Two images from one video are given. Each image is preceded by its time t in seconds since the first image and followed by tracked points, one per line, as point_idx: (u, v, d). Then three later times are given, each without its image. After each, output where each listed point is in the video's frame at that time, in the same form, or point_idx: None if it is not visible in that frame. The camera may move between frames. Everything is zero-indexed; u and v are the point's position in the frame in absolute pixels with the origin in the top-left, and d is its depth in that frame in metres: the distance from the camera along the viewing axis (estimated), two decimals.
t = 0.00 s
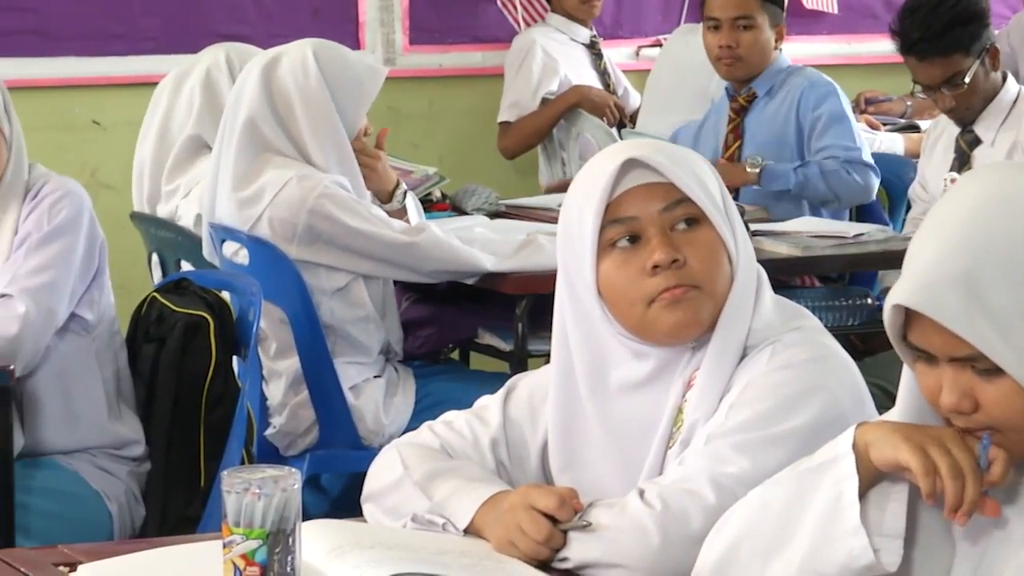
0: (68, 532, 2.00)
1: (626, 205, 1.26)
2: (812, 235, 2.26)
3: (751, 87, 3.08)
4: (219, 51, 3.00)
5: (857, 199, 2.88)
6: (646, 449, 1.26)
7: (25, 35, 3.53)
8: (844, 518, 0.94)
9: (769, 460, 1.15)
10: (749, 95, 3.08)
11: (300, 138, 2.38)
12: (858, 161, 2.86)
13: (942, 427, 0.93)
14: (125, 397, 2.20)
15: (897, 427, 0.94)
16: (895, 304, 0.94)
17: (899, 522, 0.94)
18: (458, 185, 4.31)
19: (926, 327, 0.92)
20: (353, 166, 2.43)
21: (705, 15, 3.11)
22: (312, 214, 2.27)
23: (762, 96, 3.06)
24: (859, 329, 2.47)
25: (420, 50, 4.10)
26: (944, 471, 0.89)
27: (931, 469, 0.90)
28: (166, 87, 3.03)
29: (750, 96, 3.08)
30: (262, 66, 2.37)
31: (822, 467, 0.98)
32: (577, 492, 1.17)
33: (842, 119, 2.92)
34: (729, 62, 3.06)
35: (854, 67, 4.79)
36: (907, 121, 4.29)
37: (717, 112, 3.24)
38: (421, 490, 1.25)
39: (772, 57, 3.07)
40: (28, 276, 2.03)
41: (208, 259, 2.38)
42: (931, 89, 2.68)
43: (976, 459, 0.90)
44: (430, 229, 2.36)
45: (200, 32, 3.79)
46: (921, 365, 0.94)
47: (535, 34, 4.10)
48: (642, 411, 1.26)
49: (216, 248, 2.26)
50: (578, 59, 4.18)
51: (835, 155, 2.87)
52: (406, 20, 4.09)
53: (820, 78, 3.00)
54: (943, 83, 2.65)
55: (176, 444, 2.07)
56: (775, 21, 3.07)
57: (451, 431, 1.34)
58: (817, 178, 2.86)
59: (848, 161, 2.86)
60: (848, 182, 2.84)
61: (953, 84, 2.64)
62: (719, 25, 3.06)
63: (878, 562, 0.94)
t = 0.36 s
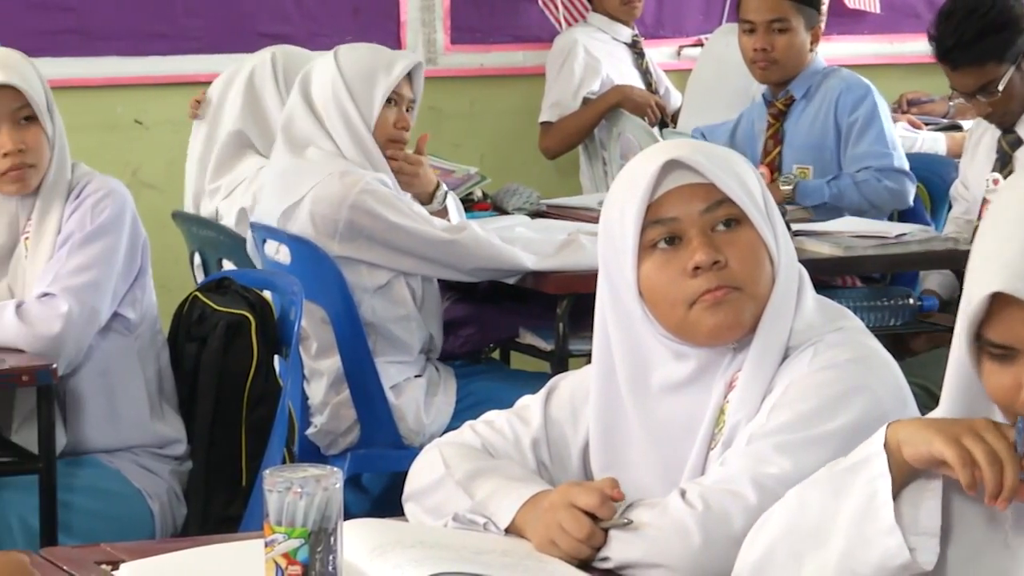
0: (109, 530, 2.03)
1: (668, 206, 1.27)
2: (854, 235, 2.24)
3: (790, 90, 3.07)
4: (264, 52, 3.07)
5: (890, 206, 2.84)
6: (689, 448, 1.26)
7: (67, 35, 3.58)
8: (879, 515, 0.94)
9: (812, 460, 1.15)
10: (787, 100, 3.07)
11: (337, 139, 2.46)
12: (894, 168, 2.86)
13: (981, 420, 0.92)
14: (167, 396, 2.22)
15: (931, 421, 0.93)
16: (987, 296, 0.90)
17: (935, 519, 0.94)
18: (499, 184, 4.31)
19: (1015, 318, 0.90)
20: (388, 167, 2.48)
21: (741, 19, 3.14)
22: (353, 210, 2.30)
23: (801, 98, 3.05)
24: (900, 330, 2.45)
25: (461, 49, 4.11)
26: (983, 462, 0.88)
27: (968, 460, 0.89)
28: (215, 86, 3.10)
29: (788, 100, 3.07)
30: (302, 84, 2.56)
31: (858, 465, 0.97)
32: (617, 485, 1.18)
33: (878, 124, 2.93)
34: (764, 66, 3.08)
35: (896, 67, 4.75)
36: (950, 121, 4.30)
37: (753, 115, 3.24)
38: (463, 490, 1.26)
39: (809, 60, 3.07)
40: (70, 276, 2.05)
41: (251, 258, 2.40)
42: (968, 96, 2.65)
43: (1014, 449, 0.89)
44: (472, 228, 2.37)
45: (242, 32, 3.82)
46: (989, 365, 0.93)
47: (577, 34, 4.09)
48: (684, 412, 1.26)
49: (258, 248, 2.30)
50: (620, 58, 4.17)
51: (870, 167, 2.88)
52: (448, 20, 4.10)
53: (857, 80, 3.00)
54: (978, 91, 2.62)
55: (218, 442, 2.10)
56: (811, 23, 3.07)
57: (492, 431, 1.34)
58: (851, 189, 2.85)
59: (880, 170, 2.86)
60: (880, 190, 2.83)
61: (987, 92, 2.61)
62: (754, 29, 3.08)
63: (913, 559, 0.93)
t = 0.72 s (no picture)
0: (153, 528, 2.05)
1: (712, 206, 1.27)
2: (898, 236, 2.23)
3: (840, 96, 3.07)
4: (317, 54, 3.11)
5: (928, 208, 2.81)
6: (735, 448, 1.26)
7: (113, 35, 3.63)
8: (925, 515, 0.88)
9: (857, 462, 1.14)
10: (836, 105, 3.07)
11: (380, 136, 2.48)
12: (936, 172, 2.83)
13: None
14: (212, 395, 2.25)
15: (975, 430, 0.88)
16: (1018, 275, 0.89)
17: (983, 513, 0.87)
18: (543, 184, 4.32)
19: None
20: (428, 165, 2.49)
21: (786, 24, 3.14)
22: (398, 208, 2.32)
23: (851, 104, 3.05)
24: (945, 330, 2.43)
25: (506, 49, 4.12)
26: (1012, 500, 0.83)
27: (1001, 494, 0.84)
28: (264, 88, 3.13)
29: (837, 105, 3.07)
30: (348, 81, 2.57)
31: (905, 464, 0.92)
32: (658, 476, 1.17)
33: (926, 130, 2.92)
34: (812, 70, 3.06)
35: (942, 67, 4.71)
36: (995, 121, 4.28)
37: (790, 110, 3.23)
38: (507, 489, 1.27)
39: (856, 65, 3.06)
40: (115, 274, 2.08)
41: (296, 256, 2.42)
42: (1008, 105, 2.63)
43: None
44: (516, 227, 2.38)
45: (287, 32, 3.84)
46: None
47: (620, 34, 4.11)
48: (728, 413, 1.26)
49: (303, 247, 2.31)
50: (662, 58, 4.20)
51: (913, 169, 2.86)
52: (492, 20, 4.11)
53: (910, 88, 3.00)
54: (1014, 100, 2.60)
55: (264, 441, 2.12)
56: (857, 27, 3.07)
57: (536, 430, 1.35)
58: (891, 190, 2.84)
59: (923, 172, 2.84)
60: (920, 189, 2.81)
61: None
62: (802, 32, 3.07)
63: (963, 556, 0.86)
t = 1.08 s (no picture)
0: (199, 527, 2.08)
1: (759, 206, 1.27)
2: (946, 236, 2.21)
3: (885, 101, 3.07)
4: (357, 53, 3.21)
5: (959, 202, 2.83)
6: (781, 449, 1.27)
7: (160, 33, 3.68)
8: None
9: (905, 462, 1.14)
10: (881, 108, 3.07)
11: (424, 132, 2.50)
12: (969, 167, 2.84)
13: None
14: (258, 393, 2.28)
15: (990, 493, 0.86)
16: None
17: None
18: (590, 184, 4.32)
19: None
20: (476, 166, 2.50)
21: (828, 26, 3.11)
22: (444, 208, 2.34)
23: (897, 108, 3.05)
24: (993, 331, 2.42)
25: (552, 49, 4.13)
26: None
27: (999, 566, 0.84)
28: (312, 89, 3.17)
29: (882, 108, 3.07)
30: (394, 79, 2.59)
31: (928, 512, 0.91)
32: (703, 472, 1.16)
33: (966, 130, 2.91)
34: (855, 71, 3.04)
35: (991, 67, 4.66)
36: None
37: (827, 109, 3.23)
38: (554, 489, 1.28)
39: (899, 66, 3.03)
40: (163, 274, 2.11)
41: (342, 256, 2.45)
42: None
43: None
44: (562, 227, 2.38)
45: (333, 32, 3.88)
46: None
47: (668, 35, 4.10)
48: (775, 413, 1.26)
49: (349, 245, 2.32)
50: (710, 58, 4.18)
51: (946, 161, 2.88)
52: (538, 19, 4.12)
53: (955, 92, 2.99)
54: None
55: (313, 439, 2.15)
56: (900, 27, 3.04)
57: (583, 430, 1.36)
58: (921, 180, 2.84)
59: (954, 164, 2.85)
60: (951, 183, 2.82)
61: None
62: (843, 33, 3.04)
63: None
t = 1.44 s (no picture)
0: (244, 525, 2.12)
1: (803, 206, 1.27)
2: (991, 236, 2.20)
3: (911, 104, 3.16)
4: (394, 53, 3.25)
5: (966, 211, 2.94)
6: (825, 450, 1.27)
7: (205, 34, 3.70)
8: None
9: (949, 462, 1.14)
10: (908, 113, 3.16)
11: (472, 131, 2.51)
12: (978, 176, 2.95)
13: None
14: (302, 392, 2.30)
15: None
16: None
17: None
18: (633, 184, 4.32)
19: None
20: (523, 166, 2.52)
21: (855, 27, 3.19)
22: (488, 207, 2.35)
23: (922, 112, 3.14)
24: None
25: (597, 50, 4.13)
26: None
27: None
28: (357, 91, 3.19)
29: (909, 113, 3.16)
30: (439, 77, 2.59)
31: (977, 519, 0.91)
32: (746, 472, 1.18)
33: (984, 136, 3.01)
34: (880, 74, 3.14)
35: None
36: None
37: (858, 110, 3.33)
38: (597, 489, 1.28)
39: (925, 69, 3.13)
40: (206, 274, 2.13)
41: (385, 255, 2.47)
42: None
43: None
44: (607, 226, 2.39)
45: (377, 32, 3.90)
46: None
47: (711, 38, 4.11)
48: (819, 413, 1.27)
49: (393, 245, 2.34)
50: (753, 56, 4.20)
51: (958, 167, 2.97)
52: (582, 19, 4.12)
53: (980, 96, 3.07)
54: None
55: (358, 438, 2.17)
56: (925, 30, 3.12)
57: (626, 430, 1.37)
58: (927, 186, 2.95)
59: (962, 173, 2.95)
60: (957, 194, 2.94)
61: None
62: (868, 37, 3.14)
63: None
